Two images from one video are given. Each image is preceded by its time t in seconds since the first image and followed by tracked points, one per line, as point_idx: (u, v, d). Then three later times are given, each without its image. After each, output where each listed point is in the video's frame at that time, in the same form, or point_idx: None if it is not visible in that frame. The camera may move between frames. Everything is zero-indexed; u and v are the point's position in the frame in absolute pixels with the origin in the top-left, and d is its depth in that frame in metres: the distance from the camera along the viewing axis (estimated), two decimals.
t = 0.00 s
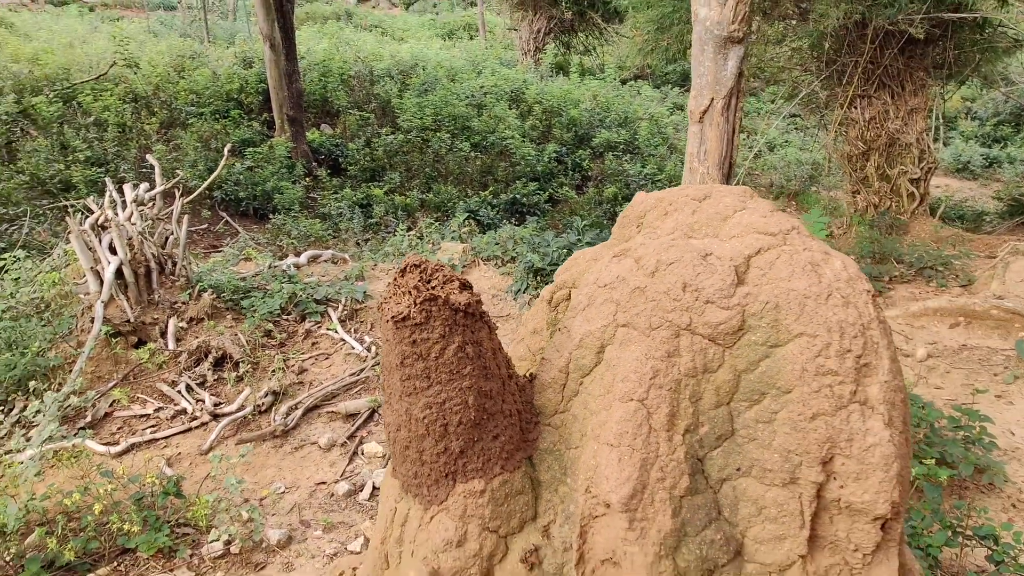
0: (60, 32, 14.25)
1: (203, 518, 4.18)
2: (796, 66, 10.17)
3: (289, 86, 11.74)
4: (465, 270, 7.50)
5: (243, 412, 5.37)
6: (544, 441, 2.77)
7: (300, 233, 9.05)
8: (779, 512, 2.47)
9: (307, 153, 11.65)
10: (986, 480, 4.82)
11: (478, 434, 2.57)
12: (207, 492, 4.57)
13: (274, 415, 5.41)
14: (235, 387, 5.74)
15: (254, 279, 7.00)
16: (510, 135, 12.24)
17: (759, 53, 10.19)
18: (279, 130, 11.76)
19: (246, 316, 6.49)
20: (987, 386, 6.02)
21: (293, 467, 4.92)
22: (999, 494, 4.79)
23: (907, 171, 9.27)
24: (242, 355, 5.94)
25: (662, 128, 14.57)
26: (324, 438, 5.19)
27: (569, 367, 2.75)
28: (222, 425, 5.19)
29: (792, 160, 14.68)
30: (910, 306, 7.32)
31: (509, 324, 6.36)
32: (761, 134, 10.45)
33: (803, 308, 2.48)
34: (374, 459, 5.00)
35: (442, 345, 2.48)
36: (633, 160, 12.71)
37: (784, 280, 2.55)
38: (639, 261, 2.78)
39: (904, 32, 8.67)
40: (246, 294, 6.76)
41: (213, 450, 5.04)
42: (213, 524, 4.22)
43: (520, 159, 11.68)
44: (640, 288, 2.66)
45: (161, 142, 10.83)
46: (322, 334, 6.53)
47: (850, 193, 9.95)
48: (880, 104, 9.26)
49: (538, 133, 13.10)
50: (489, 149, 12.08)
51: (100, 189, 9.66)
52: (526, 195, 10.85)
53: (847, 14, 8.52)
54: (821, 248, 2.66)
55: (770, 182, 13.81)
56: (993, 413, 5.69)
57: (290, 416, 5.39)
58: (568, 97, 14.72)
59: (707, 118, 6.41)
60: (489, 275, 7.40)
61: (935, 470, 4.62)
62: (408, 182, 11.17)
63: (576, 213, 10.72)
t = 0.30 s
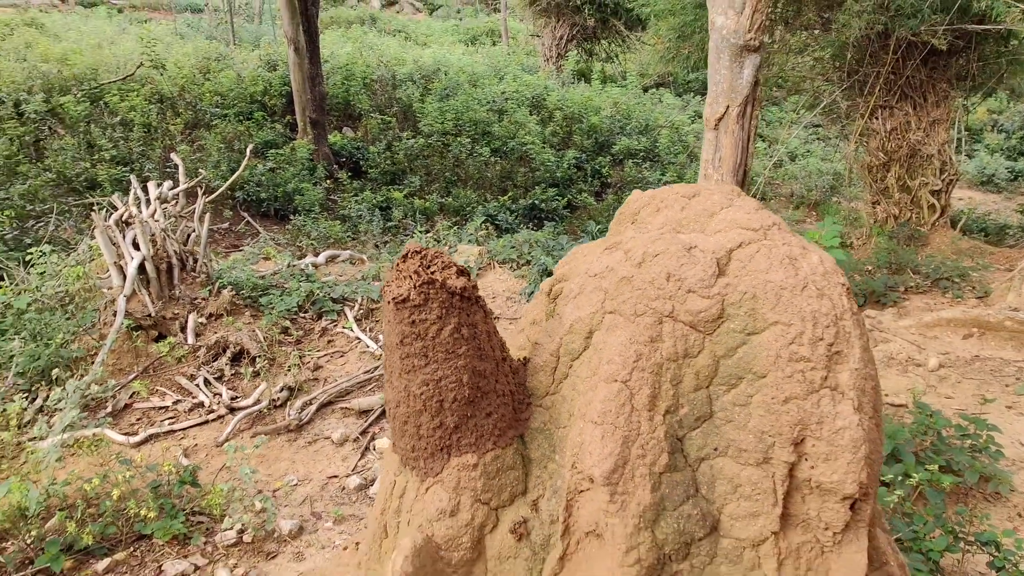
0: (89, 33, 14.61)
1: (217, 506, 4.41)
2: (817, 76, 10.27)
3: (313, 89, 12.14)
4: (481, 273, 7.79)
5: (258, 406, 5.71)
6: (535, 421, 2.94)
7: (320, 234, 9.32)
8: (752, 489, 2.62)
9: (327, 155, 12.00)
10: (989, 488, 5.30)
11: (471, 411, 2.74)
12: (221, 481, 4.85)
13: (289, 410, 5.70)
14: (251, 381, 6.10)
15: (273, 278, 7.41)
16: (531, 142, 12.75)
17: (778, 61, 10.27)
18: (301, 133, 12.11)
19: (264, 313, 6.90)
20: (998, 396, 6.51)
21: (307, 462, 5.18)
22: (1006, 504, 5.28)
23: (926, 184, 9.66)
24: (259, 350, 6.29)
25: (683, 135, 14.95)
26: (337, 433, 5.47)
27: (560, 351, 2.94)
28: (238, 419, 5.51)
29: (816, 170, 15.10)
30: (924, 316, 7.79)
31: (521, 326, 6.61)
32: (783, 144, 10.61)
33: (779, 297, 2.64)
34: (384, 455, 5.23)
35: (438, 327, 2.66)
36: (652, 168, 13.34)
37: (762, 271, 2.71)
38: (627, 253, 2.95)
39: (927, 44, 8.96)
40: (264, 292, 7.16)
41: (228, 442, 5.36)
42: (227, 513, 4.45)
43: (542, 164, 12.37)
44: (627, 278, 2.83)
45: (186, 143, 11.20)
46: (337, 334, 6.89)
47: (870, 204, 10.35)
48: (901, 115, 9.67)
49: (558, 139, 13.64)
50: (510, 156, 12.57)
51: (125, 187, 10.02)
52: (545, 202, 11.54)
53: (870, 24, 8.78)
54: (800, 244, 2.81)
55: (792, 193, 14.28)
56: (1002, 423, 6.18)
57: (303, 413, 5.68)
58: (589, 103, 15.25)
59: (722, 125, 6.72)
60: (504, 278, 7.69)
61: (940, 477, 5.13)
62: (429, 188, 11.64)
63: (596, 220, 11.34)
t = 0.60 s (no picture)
0: (110, 28, 14.91)
1: (223, 486, 4.86)
2: (835, 83, 11.14)
3: (330, 86, 12.52)
4: (489, 270, 8.17)
5: (267, 392, 6.28)
6: (521, 389, 3.08)
7: (333, 230, 9.95)
8: (724, 454, 2.74)
9: (343, 152, 12.42)
10: (990, 490, 5.55)
11: (458, 375, 2.90)
12: (228, 463, 5.31)
13: (298, 398, 6.24)
14: (261, 368, 6.74)
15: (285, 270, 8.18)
16: (545, 142, 13.10)
17: (795, 65, 11.15)
18: (318, 130, 12.62)
19: (276, 303, 7.68)
20: (1000, 399, 6.92)
21: (313, 449, 5.66)
22: (1005, 504, 5.53)
23: (941, 189, 10.57)
24: (270, 340, 6.97)
25: (698, 138, 15.15)
26: (343, 421, 5.99)
27: (545, 323, 3.09)
28: (246, 405, 6.06)
29: (833, 175, 15.27)
30: (931, 320, 8.33)
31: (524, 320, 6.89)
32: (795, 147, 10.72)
33: (752, 272, 2.79)
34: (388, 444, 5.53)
35: (427, 293, 2.84)
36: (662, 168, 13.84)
37: (739, 249, 2.85)
38: (611, 231, 3.10)
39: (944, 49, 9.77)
40: (276, 283, 7.96)
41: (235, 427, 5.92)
42: (233, 493, 4.92)
43: (555, 164, 12.79)
44: (610, 253, 3.00)
45: (203, 138, 11.51)
46: (346, 325, 7.57)
47: (885, 209, 11.27)
48: (918, 121, 10.53)
49: (572, 140, 14.01)
50: (524, 156, 12.95)
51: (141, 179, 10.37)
52: (558, 202, 11.98)
53: (887, 28, 9.55)
54: (776, 223, 2.96)
55: (805, 197, 14.59)
56: (1005, 426, 6.53)
57: (311, 400, 6.22)
58: (604, 103, 15.56)
59: (732, 125, 6.90)
60: (511, 275, 8.01)
61: (937, 475, 5.33)
62: (442, 186, 12.11)
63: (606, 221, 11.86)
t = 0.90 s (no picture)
0: (128, 9, 15.14)
1: (231, 454, 5.39)
2: (849, 80, 11.34)
3: (343, 71, 12.64)
4: (496, 255, 8.38)
5: (275, 368, 6.58)
6: (515, 345, 3.23)
7: (343, 215, 10.23)
8: (706, 408, 2.89)
9: (355, 137, 12.61)
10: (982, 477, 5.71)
11: (455, 328, 3.06)
12: (234, 433, 5.73)
13: (305, 373, 6.57)
14: (270, 344, 7.05)
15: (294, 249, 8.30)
16: (556, 132, 13.42)
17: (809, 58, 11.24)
18: (331, 114, 12.67)
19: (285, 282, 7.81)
20: (999, 392, 7.05)
21: (319, 422, 6.02)
22: (999, 493, 5.66)
23: (954, 186, 10.83)
24: (278, 318, 7.24)
25: (710, 130, 15.33)
26: (349, 397, 6.30)
27: (540, 282, 3.24)
28: (254, 379, 6.37)
29: (844, 170, 15.42)
30: (935, 313, 8.53)
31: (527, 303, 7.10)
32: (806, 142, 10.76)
33: (737, 236, 2.93)
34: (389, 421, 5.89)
35: (427, 248, 3.00)
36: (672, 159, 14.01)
37: (725, 213, 2.99)
38: (604, 196, 3.25)
39: (959, 45, 9.99)
40: (286, 262, 8.09)
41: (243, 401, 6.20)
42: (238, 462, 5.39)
43: (566, 155, 13.00)
44: (602, 216, 3.15)
45: (216, 119, 11.94)
46: (354, 304, 7.82)
47: (895, 206, 11.50)
48: (931, 117, 10.77)
49: (585, 130, 14.22)
50: (536, 145, 13.19)
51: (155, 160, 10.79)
52: (569, 189, 12.04)
53: (902, 23, 9.80)
54: (762, 190, 3.09)
55: (817, 192, 14.71)
56: (1004, 417, 6.66)
57: (318, 376, 6.54)
58: (617, 94, 15.76)
59: (741, 114, 7.04)
60: (517, 259, 8.22)
61: (931, 460, 5.46)
62: (454, 172, 12.33)
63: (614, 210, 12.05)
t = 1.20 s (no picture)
0: None
1: (233, 421, 5.55)
2: (857, 64, 11.31)
3: (351, 50, 12.66)
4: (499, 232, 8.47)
5: (279, 339, 6.69)
6: (509, 292, 3.32)
7: (348, 193, 10.33)
8: (693, 352, 2.96)
9: (360, 116, 12.71)
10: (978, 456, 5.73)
11: (451, 272, 3.16)
12: (236, 399, 5.87)
13: (308, 344, 6.69)
14: (273, 315, 7.14)
15: (299, 225, 8.47)
16: (563, 115, 13.48)
17: (818, 44, 11.17)
18: (337, 94, 12.77)
19: (289, 255, 7.95)
20: (996, 374, 7.13)
21: (320, 391, 6.12)
22: (992, 471, 5.72)
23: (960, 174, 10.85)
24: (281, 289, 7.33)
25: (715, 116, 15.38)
26: (350, 367, 6.42)
27: (535, 231, 3.34)
28: (257, 349, 6.47)
29: (850, 158, 15.44)
30: (935, 297, 8.59)
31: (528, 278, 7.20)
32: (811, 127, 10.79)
33: (726, 185, 3.01)
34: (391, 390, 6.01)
35: (425, 192, 3.11)
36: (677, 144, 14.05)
37: (715, 164, 3.08)
38: (599, 148, 3.34)
39: (969, 32, 10.00)
40: (291, 236, 8.25)
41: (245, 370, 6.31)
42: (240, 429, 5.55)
43: (572, 137, 13.08)
44: (596, 166, 3.25)
45: (223, 95, 12.08)
46: (358, 279, 7.95)
47: (901, 193, 11.57)
48: (939, 105, 10.78)
49: (591, 113, 14.32)
50: (543, 128, 13.27)
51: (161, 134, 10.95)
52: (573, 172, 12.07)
53: (911, 10, 9.86)
54: (752, 142, 3.17)
55: (822, 179, 14.72)
56: (999, 399, 6.74)
57: (320, 347, 6.66)
58: (625, 79, 15.81)
59: (746, 94, 7.14)
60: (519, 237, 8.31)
61: (923, 435, 5.58)
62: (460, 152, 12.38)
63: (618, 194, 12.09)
